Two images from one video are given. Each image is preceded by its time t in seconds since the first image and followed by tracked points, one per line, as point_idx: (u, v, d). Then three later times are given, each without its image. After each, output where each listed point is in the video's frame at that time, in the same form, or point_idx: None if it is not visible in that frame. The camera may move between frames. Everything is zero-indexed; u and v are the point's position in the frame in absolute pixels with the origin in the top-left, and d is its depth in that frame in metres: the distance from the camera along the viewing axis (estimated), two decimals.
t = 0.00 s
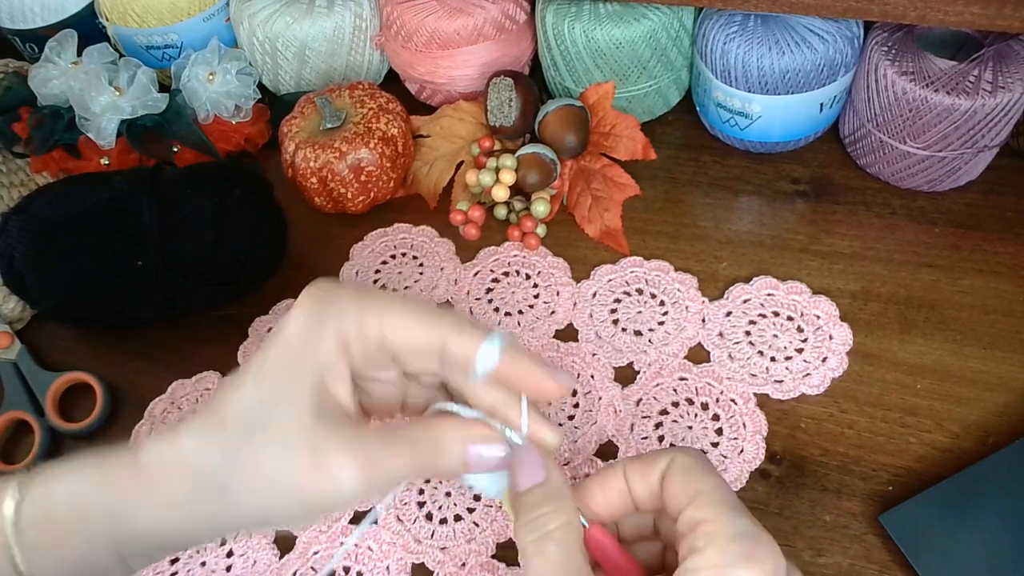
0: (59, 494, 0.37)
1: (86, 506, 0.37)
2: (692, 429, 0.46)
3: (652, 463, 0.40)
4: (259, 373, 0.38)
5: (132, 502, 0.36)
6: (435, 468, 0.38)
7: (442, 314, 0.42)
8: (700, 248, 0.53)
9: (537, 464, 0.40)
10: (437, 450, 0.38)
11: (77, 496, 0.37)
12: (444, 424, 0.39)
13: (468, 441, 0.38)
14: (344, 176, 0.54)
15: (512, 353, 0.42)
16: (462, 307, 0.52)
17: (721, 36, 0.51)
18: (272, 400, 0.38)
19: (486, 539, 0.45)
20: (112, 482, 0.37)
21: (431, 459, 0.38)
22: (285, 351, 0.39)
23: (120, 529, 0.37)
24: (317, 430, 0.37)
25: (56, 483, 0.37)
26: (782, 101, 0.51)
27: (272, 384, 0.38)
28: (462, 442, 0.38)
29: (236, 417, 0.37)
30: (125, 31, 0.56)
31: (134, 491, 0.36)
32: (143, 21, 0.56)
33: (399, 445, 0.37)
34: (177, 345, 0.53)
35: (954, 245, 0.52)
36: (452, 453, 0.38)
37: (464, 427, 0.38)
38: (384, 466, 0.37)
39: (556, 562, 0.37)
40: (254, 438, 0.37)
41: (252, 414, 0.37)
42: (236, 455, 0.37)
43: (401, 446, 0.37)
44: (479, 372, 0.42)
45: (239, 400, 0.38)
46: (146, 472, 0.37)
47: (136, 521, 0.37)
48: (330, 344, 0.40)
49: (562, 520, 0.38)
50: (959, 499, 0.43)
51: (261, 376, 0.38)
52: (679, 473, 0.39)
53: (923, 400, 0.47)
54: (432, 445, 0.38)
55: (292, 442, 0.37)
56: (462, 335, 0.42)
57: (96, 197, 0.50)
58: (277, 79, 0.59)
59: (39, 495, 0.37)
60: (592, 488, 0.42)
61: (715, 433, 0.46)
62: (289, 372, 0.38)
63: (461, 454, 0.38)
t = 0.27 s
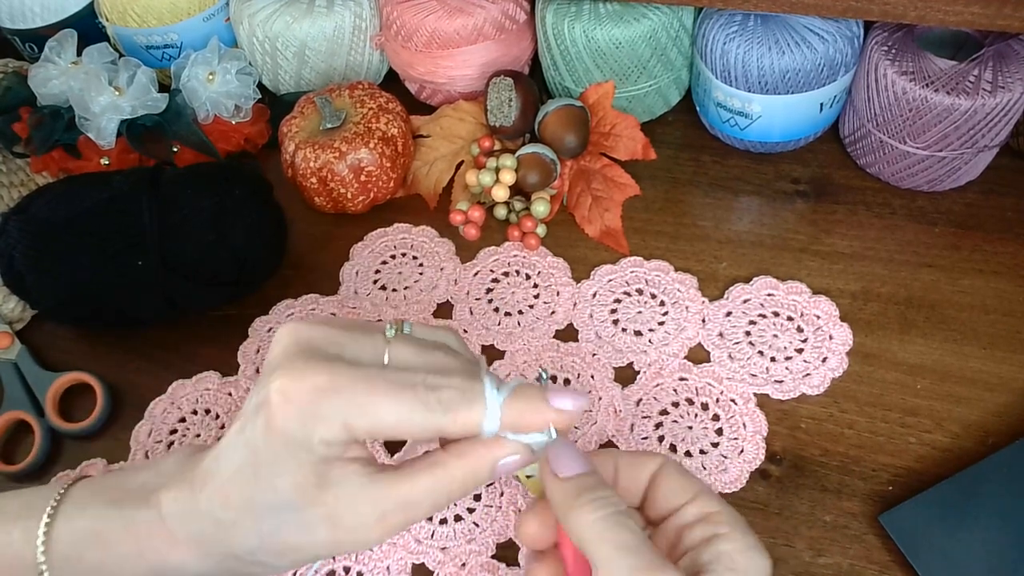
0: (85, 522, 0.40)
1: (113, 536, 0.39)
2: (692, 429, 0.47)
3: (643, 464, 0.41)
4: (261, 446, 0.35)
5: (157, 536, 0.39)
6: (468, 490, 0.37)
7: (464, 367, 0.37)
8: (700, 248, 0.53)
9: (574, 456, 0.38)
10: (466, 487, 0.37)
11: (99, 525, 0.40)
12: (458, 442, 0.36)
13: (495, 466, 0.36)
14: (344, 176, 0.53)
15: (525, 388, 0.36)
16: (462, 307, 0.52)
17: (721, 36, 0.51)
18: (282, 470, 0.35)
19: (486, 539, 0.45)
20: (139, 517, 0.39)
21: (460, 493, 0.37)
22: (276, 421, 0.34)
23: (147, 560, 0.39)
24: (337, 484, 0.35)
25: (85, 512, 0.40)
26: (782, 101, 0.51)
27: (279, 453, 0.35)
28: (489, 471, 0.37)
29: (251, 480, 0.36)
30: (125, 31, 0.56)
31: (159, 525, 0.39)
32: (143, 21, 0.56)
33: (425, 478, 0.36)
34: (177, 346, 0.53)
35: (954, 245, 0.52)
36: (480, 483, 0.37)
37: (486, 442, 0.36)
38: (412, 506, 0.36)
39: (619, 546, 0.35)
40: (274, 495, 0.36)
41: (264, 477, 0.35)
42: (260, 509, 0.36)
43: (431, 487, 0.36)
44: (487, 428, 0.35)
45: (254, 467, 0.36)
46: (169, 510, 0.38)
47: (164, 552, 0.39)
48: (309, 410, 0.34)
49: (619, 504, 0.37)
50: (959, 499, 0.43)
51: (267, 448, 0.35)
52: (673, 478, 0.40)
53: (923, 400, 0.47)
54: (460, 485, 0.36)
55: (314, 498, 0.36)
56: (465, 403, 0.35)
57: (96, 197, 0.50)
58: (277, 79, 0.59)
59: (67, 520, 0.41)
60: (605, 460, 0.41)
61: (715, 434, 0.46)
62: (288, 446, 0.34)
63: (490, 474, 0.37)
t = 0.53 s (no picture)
0: (50, 465, 0.39)
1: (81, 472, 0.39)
2: (692, 429, 0.46)
3: (654, 470, 0.39)
4: (268, 343, 0.40)
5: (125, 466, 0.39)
6: (428, 459, 0.38)
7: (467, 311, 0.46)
8: (700, 249, 0.53)
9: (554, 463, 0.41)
10: (426, 435, 0.37)
11: (64, 466, 0.39)
12: (439, 410, 0.38)
13: (461, 427, 0.38)
14: (345, 176, 0.54)
15: (513, 342, 0.43)
16: (462, 307, 0.52)
17: (721, 36, 0.51)
18: (272, 370, 0.39)
19: (486, 539, 0.45)
20: (107, 450, 0.39)
21: (419, 441, 0.37)
22: (298, 326, 0.40)
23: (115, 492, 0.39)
24: (308, 405, 0.38)
25: (49, 454, 0.39)
26: (782, 101, 0.51)
27: (279, 351, 0.39)
28: (454, 429, 0.38)
29: (233, 384, 0.38)
30: (125, 31, 0.56)
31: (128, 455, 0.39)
32: (143, 21, 0.56)
33: (389, 420, 0.37)
34: (177, 346, 0.53)
35: (954, 246, 0.52)
36: (441, 439, 0.37)
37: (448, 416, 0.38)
38: (367, 445, 0.37)
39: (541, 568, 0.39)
40: (246, 405, 0.38)
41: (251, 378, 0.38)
42: (229, 422, 0.38)
43: (393, 424, 0.37)
44: (478, 364, 0.43)
45: (245, 365, 0.39)
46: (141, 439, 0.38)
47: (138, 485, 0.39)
48: (334, 324, 0.41)
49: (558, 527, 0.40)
50: (959, 499, 0.43)
51: (271, 347, 0.39)
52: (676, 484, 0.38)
53: (923, 400, 0.47)
54: (421, 428, 0.37)
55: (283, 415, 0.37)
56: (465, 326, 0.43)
57: (96, 197, 0.50)
58: (277, 80, 0.59)
59: (30, 465, 0.40)
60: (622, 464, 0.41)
61: (715, 434, 0.46)
62: (293, 343, 0.40)
63: (453, 438, 0.37)
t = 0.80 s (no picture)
0: (45, 438, 0.40)
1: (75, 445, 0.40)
2: (692, 429, 0.46)
3: (666, 479, 0.39)
4: (269, 321, 0.41)
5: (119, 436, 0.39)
6: (410, 448, 0.38)
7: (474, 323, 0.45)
8: (700, 248, 0.53)
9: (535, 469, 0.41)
10: (410, 419, 0.37)
11: (60, 439, 0.40)
12: (425, 400, 0.38)
13: (443, 417, 0.38)
14: (344, 176, 0.53)
15: (505, 362, 0.42)
16: (463, 307, 0.52)
17: (721, 36, 0.51)
18: (269, 346, 0.39)
19: (486, 539, 0.45)
20: (100, 418, 0.39)
21: (402, 425, 0.37)
22: (302, 311, 0.41)
23: (109, 463, 0.40)
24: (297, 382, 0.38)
25: (44, 428, 0.40)
26: (782, 101, 0.51)
27: (278, 330, 0.40)
28: (436, 420, 0.38)
29: (230, 359, 0.39)
30: (125, 31, 0.56)
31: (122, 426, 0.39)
32: (143, 21, 0.56)
33: (375, 402, 0.37)
34: (177, 346, 0.53)
35: (954, 245, 0.51)
36: (424, 429, 0.38)
37: (436, 405, 0.39)
38: (350, 425, 0.37)
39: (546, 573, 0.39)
40: (237, 379, 0.38)
41: (247, 353, 0.39)
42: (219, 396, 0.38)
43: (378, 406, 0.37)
44: (467, 375, 0.42)
45: (244, 342, 0.39)
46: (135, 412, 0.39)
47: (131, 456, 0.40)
48: (334, 312, 0.42)
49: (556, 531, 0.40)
50: (959, 498, 0.43)
51: (271, 326, 0.40)
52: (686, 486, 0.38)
53: (923, 400, 0.47)
54: (405, 412, 0.38)
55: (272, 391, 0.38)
56: (464, 332, 0.42)
57: (96, 197, 0.50)
58: (277, 79, 0.59)
59: (26, 438, 0.40)
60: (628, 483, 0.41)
61: (715, 433, 0.46)
62: (292, 324, 0.40)
63: (435, 430, 0.38)
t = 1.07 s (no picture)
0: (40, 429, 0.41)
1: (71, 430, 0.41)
2: (692, 429, 0.46)
3: (662, 486, 0.39)
4: (269, 316, 0.42)
5: (115, 423, 0.41)
6: (401, 446, 0.39)
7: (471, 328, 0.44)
8: (700, 248, 0.53)
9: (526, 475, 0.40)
10: (402, 418, 0.39)
11: (56, 424, 0.41)
12: (419, 399, 0.39)
13: (437, 418, 0.39)
14: (344, 176, 0.53)
15: (501, 373, 0.41)
16: (462, 307, 0.52)
17: (722, 36, 0.51)
18: (267, 340, 0.41)
19: (486, 539, 0.45)
20: (95, 405, 0.41)
21: (394, 425, 0.38)
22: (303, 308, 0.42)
23: (103, 449, 0.42)
24: (294, 377, 0.40)
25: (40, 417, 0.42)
26: (782, 101, 0.51)
27: (277, 326, 0.41)
28: (430, 419, 0.39)
29: (228, 352, 0.40)
30: (125, 31, 0.56)
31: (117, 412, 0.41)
32: (143, 21, 0.56)
33: (370, 401, 0.39)
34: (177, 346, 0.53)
35: (954, 245, 0.51)
36: (415, 429, 0.38)
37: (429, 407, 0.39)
38: (341, 421, 0.39)
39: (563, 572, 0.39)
40: (234, 371, 0.40)
41: (244, 347, 0.41)
42: (215, 388, 0.40)
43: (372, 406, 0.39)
44: (460, 381, 0.41)
45: (243, 334, 0.41)
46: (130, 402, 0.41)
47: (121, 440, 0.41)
48: (333, 311, 0.42)
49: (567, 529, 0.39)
50: (959, 498, 0.43)
51: (270, 322, 0.41)
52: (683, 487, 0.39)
53: (923, 400, 0.47)
54: (396, 410, 0.39)
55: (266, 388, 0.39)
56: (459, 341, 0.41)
57: (96, 197, 0.50)
58: (277, 79, 0.59)
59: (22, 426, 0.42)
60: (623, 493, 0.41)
61: (715, 433, 0.46)
62: (291, 320, 0.41)
63: (427, 429, 0.38)
